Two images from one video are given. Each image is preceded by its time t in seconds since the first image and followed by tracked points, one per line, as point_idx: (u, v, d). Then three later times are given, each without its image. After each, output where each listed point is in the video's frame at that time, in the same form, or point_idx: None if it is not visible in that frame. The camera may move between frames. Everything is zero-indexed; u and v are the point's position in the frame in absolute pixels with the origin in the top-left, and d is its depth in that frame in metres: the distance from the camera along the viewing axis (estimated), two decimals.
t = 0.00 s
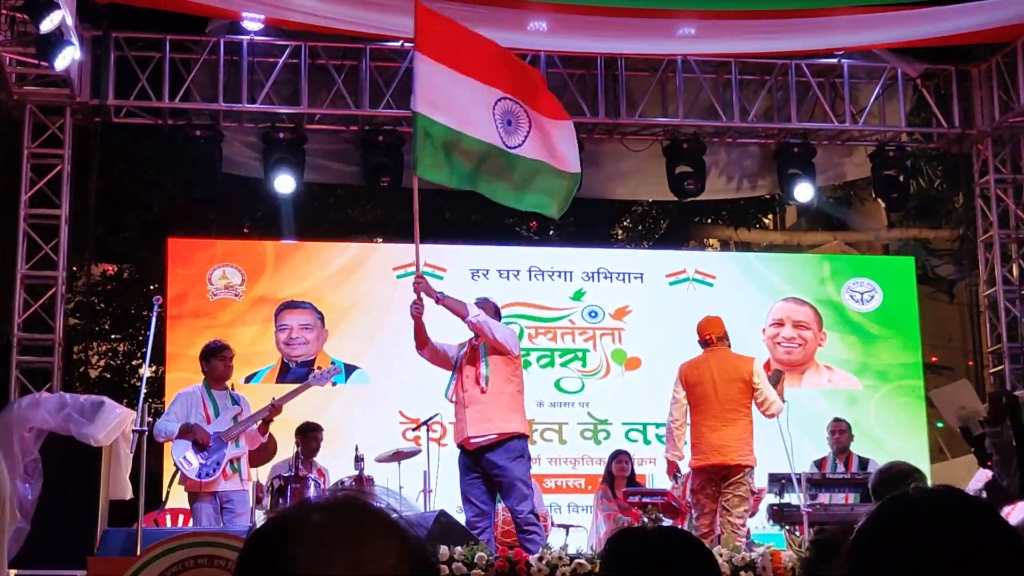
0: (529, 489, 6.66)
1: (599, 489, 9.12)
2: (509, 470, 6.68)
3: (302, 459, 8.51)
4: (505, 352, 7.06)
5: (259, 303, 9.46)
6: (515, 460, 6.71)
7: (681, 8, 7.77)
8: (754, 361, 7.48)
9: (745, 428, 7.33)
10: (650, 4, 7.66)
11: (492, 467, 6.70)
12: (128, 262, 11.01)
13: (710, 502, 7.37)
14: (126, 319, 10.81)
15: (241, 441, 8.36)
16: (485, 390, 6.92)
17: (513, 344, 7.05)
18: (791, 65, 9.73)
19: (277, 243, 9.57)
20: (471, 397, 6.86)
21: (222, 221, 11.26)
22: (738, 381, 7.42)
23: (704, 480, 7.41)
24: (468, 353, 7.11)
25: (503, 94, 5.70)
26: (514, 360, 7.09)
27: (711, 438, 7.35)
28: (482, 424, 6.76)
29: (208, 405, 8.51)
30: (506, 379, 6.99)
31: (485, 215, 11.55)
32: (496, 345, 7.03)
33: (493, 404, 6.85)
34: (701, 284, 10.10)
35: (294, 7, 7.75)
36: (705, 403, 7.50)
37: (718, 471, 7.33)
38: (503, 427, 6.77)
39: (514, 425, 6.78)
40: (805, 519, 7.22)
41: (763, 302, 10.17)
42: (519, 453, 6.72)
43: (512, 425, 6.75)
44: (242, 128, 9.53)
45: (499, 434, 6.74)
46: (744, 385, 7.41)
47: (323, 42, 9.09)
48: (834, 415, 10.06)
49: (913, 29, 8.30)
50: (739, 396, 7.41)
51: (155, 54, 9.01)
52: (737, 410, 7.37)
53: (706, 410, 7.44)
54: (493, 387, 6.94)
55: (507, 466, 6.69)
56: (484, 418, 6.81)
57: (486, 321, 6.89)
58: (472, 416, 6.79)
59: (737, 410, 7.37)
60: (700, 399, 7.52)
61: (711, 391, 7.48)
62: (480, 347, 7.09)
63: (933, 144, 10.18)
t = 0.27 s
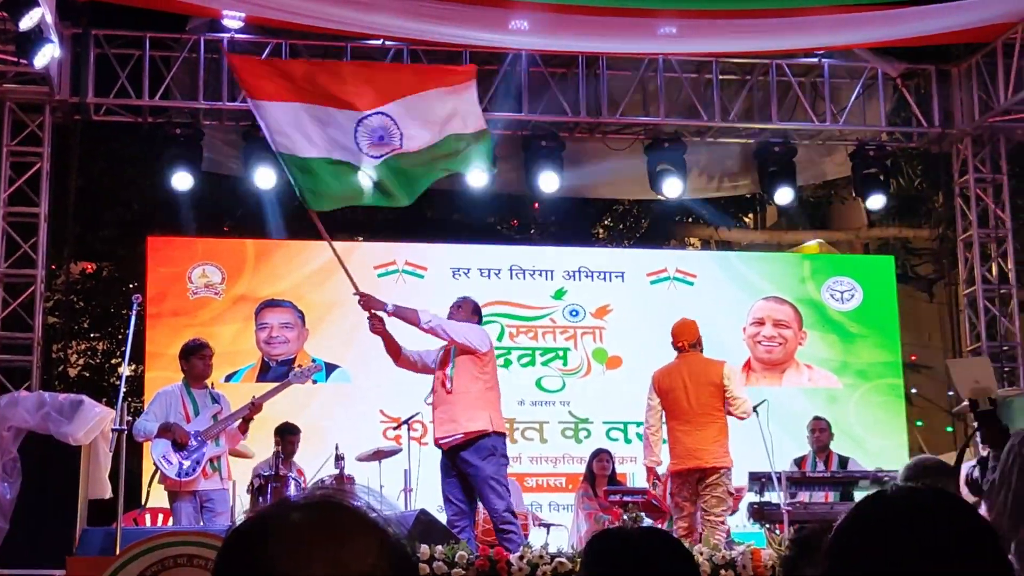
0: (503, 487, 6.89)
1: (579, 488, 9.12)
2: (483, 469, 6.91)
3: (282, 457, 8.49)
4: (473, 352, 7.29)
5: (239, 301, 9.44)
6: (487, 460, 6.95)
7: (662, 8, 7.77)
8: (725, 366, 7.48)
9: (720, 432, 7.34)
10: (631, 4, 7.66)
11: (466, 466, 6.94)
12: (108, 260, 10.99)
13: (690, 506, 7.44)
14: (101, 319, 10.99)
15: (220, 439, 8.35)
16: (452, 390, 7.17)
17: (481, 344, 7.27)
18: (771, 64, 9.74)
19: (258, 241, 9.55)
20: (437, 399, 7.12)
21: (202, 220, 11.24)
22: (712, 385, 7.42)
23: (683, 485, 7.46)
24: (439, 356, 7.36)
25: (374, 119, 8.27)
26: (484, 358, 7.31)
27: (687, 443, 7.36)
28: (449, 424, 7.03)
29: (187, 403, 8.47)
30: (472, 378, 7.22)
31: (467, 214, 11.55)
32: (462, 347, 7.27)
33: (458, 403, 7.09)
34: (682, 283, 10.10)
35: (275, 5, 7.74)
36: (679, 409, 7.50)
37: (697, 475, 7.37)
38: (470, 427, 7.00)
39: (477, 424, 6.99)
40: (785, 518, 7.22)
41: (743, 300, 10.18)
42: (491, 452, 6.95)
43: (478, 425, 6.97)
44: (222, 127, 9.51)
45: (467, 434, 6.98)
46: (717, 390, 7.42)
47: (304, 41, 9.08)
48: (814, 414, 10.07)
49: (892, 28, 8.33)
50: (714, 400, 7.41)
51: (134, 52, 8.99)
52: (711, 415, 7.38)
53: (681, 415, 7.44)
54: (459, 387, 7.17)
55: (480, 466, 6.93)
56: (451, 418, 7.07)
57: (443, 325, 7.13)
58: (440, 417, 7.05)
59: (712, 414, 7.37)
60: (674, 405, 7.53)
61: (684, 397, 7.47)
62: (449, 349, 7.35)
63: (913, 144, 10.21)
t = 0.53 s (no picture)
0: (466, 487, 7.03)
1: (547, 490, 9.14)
2: (446, 469, 7.06)
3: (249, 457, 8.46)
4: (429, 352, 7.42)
5: (208, 300, 9.41)
6: (448, 460, 7.10)
7: (636, 12, 7.79)
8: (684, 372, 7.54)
9: (679, 438, 7.41)
10: (603, 7, 7.68)
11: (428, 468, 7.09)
12: (75, 258, 10.94)
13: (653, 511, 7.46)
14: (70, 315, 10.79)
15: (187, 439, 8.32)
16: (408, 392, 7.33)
17: (436, 344, 7.39)
18: (743, 70, 9.78)
19: (227, 240, 9.52)
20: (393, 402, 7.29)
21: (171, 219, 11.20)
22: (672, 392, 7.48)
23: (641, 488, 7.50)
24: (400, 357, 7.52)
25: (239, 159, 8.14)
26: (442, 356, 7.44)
27: (646, 449, 7.41)
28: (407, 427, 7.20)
29: (153, 402, 8.41)
30: (429, 378, 7.36)
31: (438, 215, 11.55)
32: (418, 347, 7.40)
33: (415, 405, 7.25)
34: (651, 287, 10.12)
35: (247, 5, 7.73)
36: (638, 415, 7.54)
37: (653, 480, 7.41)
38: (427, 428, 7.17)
39: (433, 425, 7.13)
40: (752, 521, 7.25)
41: (712, 305, 10.20)
42: (452, 451, 7.09)
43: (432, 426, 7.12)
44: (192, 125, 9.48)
45: (424, 437, 7.15)
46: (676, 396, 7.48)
47: (276, 40, 9.07)
48: (782, 419, 10.11)
49: (862, 36, 8.38)
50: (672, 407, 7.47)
51: (105, 49, 8.95)
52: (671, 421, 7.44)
53: (641, 422, 7.48)
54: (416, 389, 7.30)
55: (441, 466, 7.09)
56: (410, 421, 7.24)
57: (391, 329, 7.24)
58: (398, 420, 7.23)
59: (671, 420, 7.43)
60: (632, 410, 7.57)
61: (642, 403, 7.51)
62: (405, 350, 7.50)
63: (882, 151, 10.27)
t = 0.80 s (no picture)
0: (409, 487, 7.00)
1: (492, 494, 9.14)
2: (386, 470, 7.05)
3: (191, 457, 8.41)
4: (370, 354, 7.51)
5: (153, 298, 9.34)
6: (388, 460, 7.09)
7: (588, 17, 7.81)
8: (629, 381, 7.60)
9: (621, 445, 7.48)
10: (556, 12, 7.70)
11: (368, 467, 7.08)
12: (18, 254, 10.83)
13: (594, 517, 7.48)
14: (11, 312, 10.84)
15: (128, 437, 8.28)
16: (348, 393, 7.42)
17: (377, 345, 7.50)
18: (693, 77, 9.82)
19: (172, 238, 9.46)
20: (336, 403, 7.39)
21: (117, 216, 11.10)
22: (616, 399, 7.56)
23: (586, 494, 7.55)
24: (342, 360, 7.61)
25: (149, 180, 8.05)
26: (382, 359, 7.54)
27: (589, 455, 7.47)
28: (348, 427, 7.30)
29: (94, 399, 8.31)
30: (370, 380, 7.45)
31: (385, 217, 11.52)
32: (361, 348, 7.50)
33: (357, 406, 7.33)
34: (598, 291, 10.15)
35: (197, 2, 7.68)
36: (583, 421, 7.63)
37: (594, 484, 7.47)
38: (366, 429, 7.27)
39: (372, 426, 7.22)
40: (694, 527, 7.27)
41: (659, 311, 10.23)
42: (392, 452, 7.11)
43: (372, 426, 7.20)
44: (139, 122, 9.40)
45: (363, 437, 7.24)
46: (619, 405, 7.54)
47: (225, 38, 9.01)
48: (726, 425, 10.15)
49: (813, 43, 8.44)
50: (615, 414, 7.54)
51: (52, 43, 8.87)
52: (613, 428, 7.52)
53: (584, 426, 7.57)
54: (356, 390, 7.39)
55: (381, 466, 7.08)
56: (351, 421, 7.33)
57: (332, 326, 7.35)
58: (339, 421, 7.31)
59: (614, 427, 7.51)
60: (577, 416, 7.66)
61: (587, 411, 7.60)
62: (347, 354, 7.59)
63: (830, 160, 10.33)
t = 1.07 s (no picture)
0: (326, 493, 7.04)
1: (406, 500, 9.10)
2: (304, 475, 7.05)
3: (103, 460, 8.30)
4: (294, 359, 7.35)
5: (67, 299, 9.22)
6: (308, 464, 7.08)
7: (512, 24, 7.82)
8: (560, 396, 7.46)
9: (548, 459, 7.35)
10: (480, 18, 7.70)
11: (286, 471, 7.07)
12: None
13: (515, 526, 7.34)
14: None
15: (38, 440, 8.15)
16: (269, 396, 7.25)
17: (302, 351, 7.33)
18: (615, 87, 9.87)
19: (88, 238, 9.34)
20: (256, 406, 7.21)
21: (32, 215, 10.94)
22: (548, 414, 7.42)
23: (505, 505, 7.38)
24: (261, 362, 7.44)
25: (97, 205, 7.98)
26: (304, 364, 7.39)
27: (517, 467, 7.29)
28: (266, 432, 7.13)
29: (5, 402, 8.23)
30: (292, 384, 7.30)
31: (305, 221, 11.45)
32: (285, 353, 7.33)
33: (276, 411, 7.17)
34: (517, 299, 10.15)
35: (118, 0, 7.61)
36: (509, 432, 7.41)
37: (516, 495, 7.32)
38: (286, 434, 7.11)
39: (293, 432, 7.10)
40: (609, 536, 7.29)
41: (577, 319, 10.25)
42: (312, 457, 7.09)
43: (293, 434, 7.07)
44: (56, 120, 9.28)
45: (283, 443, 7.10)
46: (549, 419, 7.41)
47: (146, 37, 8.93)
48: (642, 435, 10.19)
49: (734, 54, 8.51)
50: (545, 429, 7.39)
51: None
52: (543, 442, 7.36)
53: (512, 438, 7.36)
54: (278, 394, 7.25)
55: (301, 470, 7.07)
56: (270, 425, 7.17)
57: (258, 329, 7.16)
58: (258, 425, 7.15)
59: (543, 441, 7.36)
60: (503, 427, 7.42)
61: (516, 423, 7.38)
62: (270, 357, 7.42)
63: (749, 172, 10.41)
